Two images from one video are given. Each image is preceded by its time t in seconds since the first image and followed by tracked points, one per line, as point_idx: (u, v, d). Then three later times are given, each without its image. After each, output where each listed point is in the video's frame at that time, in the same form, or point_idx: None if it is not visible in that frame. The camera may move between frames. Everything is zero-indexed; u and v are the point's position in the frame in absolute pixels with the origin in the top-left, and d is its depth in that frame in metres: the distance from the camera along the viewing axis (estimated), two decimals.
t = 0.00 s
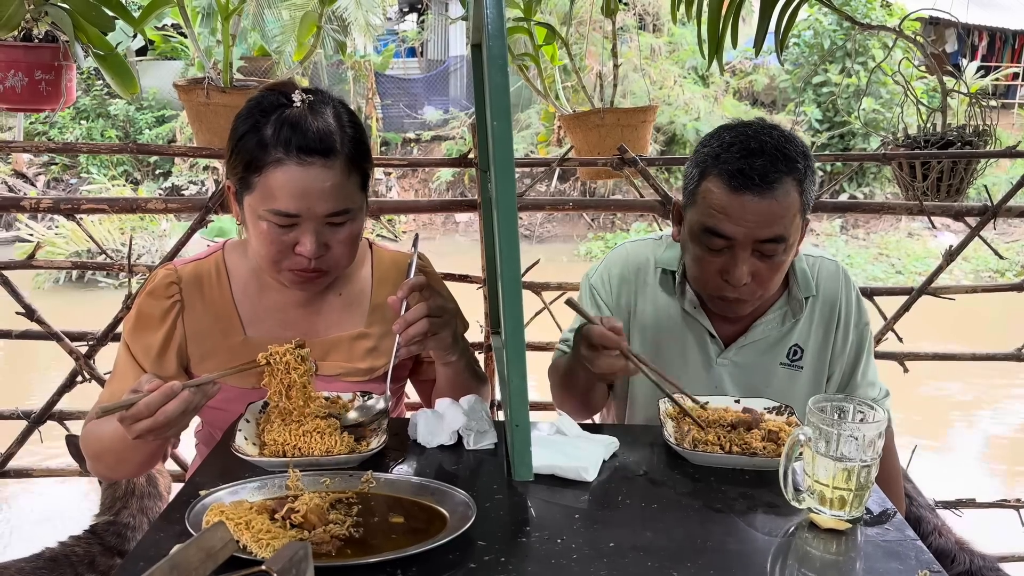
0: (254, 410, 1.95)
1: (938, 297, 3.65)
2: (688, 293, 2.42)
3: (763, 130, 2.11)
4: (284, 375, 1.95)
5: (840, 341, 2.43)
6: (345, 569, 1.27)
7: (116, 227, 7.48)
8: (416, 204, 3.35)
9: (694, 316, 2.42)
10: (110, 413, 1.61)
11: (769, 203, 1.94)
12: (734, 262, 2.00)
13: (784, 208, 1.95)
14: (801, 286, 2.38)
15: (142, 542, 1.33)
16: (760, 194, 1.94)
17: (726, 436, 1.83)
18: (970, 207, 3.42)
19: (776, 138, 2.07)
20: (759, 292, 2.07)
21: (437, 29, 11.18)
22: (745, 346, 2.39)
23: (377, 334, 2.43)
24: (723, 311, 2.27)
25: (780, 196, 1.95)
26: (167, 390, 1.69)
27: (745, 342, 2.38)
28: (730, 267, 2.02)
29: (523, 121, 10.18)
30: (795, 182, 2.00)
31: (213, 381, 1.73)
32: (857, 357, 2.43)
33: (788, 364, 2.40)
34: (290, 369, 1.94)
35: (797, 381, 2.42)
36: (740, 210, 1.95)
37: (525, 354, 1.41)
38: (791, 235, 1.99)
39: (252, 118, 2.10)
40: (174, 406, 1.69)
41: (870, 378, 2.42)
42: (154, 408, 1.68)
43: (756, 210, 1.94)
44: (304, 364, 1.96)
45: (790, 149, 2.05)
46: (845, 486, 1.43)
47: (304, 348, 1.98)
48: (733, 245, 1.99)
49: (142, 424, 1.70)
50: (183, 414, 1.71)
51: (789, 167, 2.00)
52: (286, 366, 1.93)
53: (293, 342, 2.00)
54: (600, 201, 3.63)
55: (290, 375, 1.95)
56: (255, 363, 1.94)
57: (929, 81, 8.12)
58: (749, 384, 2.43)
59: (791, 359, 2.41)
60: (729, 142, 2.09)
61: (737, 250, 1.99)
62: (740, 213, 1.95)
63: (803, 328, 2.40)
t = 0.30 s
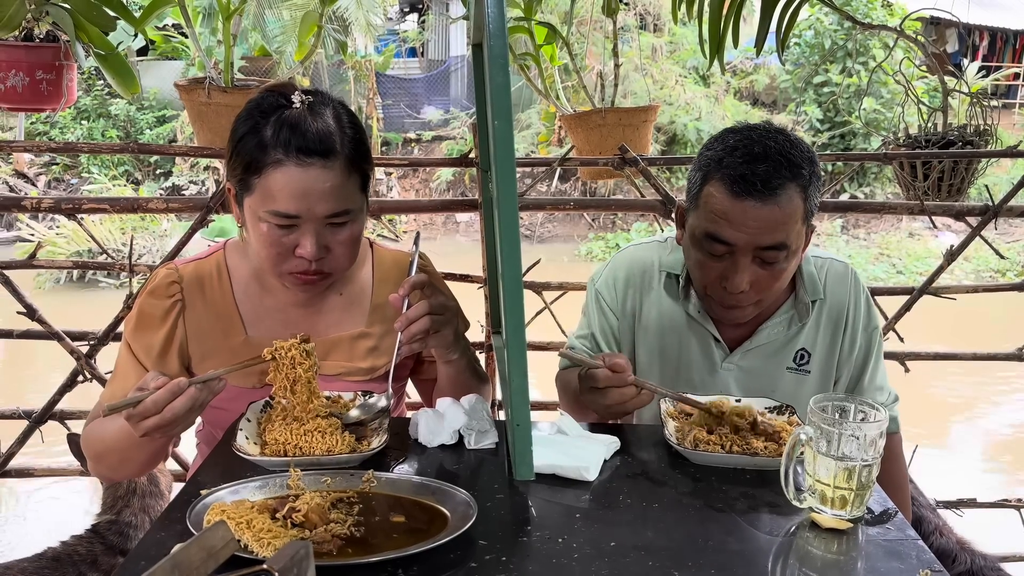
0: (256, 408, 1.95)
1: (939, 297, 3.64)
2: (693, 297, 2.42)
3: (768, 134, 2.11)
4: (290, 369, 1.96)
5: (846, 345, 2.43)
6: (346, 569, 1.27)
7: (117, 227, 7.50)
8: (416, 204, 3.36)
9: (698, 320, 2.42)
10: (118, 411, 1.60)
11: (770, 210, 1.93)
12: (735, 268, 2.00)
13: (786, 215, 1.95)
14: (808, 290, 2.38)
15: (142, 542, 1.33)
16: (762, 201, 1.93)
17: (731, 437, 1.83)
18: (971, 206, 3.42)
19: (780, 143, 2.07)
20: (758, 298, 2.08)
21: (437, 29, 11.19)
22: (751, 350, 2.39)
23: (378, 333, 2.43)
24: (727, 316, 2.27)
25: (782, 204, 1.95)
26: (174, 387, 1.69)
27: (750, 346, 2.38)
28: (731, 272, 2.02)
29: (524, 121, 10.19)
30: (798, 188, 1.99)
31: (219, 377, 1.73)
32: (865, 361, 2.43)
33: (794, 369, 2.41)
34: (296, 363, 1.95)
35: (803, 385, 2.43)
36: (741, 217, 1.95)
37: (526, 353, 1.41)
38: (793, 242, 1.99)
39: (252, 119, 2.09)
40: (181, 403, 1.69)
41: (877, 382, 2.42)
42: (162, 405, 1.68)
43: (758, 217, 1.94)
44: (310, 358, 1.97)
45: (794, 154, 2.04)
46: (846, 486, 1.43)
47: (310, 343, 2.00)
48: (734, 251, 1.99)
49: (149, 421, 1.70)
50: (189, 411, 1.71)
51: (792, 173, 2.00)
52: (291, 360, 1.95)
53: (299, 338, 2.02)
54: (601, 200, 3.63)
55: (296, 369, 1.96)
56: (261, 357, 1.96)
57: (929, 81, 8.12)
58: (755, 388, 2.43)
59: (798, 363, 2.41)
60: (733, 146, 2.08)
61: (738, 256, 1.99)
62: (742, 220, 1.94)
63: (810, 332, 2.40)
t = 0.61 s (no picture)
0: (257, 409, 1.95)
1: (939, 297, 3.64)
2: (696, 298, 2.42)
3: (775, 136, 2.10)
4: (294, 369, 1.96)
5: (848, 347, 2.43)
6: (346, 569, 1.27)
7: (117, 226, 7.51)
8: (417, 204, 3.36)
9: (701, 321, 2.41)
10: (123, 411, 1.60)
11: (778, 212, 1.93)
12: (742, 270, 2.00)
13: (794, 217, 1.95)
14: (810, 292, 2.38)
15: (143, 542, 1.33)
16: (770, 203, 1.93)
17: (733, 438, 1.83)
18: (972, 206, 3.41)
19: (787, 145, 2.07)
20: (764, 300, 2.08)
21: (438, 29, 11.19)
22: (753, 352, 2.39)
23: (380, 335, 2.43)
24: (730, 316, 2.27)
25: (790, 205, 1.95)
26: (179, 388, 1.69)
27: (752, 348, 2.38)
28: (737, 274, 2.02)
29: (524, 121, 10.19)
30: (805, 190, 1.99)
31: (223, 378, 1.73)
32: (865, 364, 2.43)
33: (796, 370, 2.41)
34: (300, 363, 1.95)
35: (805, 387, 2.42)
36: (749, 219, 1.95)
37: (528, 355, 1.40)
38: (801, 244, 1.99)
39: (253, 124, 2.09)
40: (186, 403, 1.69)
41: (878, 384, 2.41)
42: (167, 405, 1.68)
43: (765, 219, 1.94)
44: (314, 358, 1.97)
45: (801, 156, 2.04)
46: (847, 487, 1.43)
47: (314, 343, 1.99)
48: (740, 253, 1.99)
49: (154, 422, 1.70)
50: (195, 412, 1.70)
51: (800, 175, 2.00)
52: (296, 360, 1.94)
53: (302, 337, 2.01)
54: (602, 201, 3.63)
55: (300, 369, 1.96)
56: (266, 358, 1.95)
57: (931, 80, 8.11)
58: (757, 389, 2.43)
59: (799, 365, 2.41)
60: (740, 147, 2.08)
61: (745, 258, 1.99)
62: (749, 222, 1.94)
63: (811, 334, 2.39)
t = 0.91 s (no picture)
0: (258, 411, 1.95)
1: (940, 298, 3.64)
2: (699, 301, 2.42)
3: (785, 139, 2.10)
4: (296, 378, 1.97)
5: (851, 349, 2.43)
6: (347, 571, 1.27)
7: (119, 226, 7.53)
8: (418, 205, 3.36)
9: (704, 324, 2.41)
10: (126, 425, 1.61)
11: (788, 215, 1.93)
12: (751, 273, 2.00)
13: (804, 221, 1.95)
14: (813, 294, 2.37)
15: (143, 544, 1.33)
16: (780, 206, 1.93)
17: (732, 440, 1.83)
18: (973, 207, 3.41)
19: (798, 148, 2.07)
20: (772, 302, 2.09)
21: (439, 30, 11.19)
22: (756, 354, 2.39)
23: (380, 338, 2.43)
24: (735, 319, 2.27)
25: (800, 209, 1.95)
26: (181, 400, 1.69)
27: (756, 350, 2.38)
28: (746, 277, 2.02)
29: (525, 121, 10.20)
30: (815, 194, 1.99)
31: (226, 389, 1.73)
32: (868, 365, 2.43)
33: (799, 372, 2.41)
34: (302, 372, 1.96)
35: (807, 388, 2.43)
36: (758, 222, 1.94)
37: (528, 358, 1.40)
38: (809, 248, 1.99)
39: (253, 125, 2.10)
40: (189, 416, 1.70)
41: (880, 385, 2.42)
42: (170, 418, 1.69)
43: (775, 222, 1.93)
44: (315, 367, 1.98)
45: (811, 160, 2.04)
46: (847, 489, 1.43)
47: (316, 352, 2.00)
48: (749, 256, 1.98)
49: (157, 434, 1.70)
50: (197, 423, 1.71)
51: (810, 179, 2.00)
52: (298, 369, 1.95)
53: (303, 346, 2.02)
54: (602, 202, 3.63)
55: (302, 378, 1.97)
56: (268, 366, 1.95)
57: (932, 80, 8.11)
58: (760, 390, 2.44)
59: (802, 366, 2.41)
60: (750, 150, 2.08)
61: (754, 261, 1.99)
62: (758, 225, 1.94)
63: (814, 336, 2.39)
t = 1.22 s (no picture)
0: (259, 410, 1.95)
1: (941, 298, 3.63)
2: (703, 298, 2.42)
3: (791, 135, 2.10)
4: (298, 379, 1.96)
5: (852, 346, 2.43)
6: (348, 570, 1.27)
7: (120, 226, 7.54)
8: (419, 204, 3.36)
9: (707, 322, 2.42)
10: (129, 426, 1.60)
11: (795, 211, 1.93)
12: (757, 268, 2.00)
13: (811, 216, 1.95)
14: (815, 292, 2.37)
15: (144, 542, 1.33)
16: (787, 201, 1.93)
17: (735, 439, 1.82)
18: (974, 207, 3.41)
19: (805, 144, 2.07)
20: (778, 298, 2.09)
21: (439, 30, 11.19)
22: (759, 352, 2.39)
23: (381, 336, 2.43)
24: (739, 316, 2.27)
25: (807, 205, 1.95)
26: (184, 402, 1.69)
27: (758, 348, 2.38)
28: (752, 272, 2.02)
29: (525, 121, 10.20)
30: (822, 190, 1.99)
31: (228, 390, 1.73)
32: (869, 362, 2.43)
33: (801, 370, 2.41)
34: (304, 373, 1.95)
35: (809, 386, 2.43)
36: (765, 218, 1.94)
37: (529, 356, 1.40)
38: (815, 243, 1.99)
39: (253, 119, 2.10)
40: (192, 417, 1.70)
41: (882, 382, 2.42)
42: (173, 419, 1.68)
43: (782, 218, 1.93)
44: (318, 368, 1.97)
45: (818, 156, 2.04)
46: (849, 487, 1.43)
47: (318, 353, 1.99)
48: (756, 252, 1.98)
49: (160, 435, 1.70)
50: (200, 425, 1.71)
51: (817, 175, 2.00)
52: (300, 370, 1.94)
53: (305, 347, 2.02)
54: (603, 201, 3.63)
55: (304, 379, 1.96)
56: (270, 368, 1.95)
57: (932, 80, 8.11)
58: (763, 388, 2.44)
59: (805, 364, 2.41)
60: (757, 145, 2.08)
61: (760, 256, 1.99)
62: (765, 220, 1.94)
63: (816, 334, 2.40)
